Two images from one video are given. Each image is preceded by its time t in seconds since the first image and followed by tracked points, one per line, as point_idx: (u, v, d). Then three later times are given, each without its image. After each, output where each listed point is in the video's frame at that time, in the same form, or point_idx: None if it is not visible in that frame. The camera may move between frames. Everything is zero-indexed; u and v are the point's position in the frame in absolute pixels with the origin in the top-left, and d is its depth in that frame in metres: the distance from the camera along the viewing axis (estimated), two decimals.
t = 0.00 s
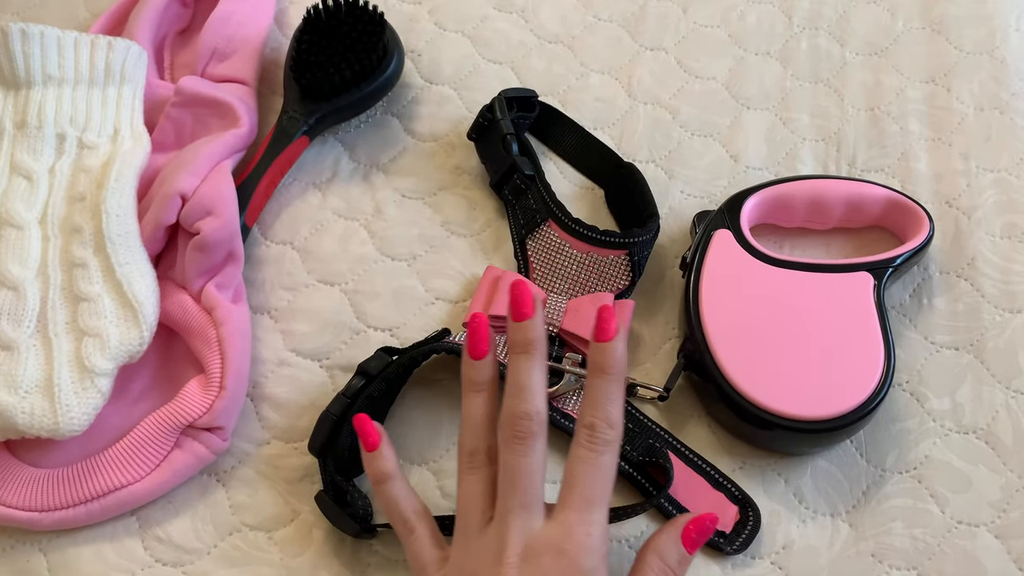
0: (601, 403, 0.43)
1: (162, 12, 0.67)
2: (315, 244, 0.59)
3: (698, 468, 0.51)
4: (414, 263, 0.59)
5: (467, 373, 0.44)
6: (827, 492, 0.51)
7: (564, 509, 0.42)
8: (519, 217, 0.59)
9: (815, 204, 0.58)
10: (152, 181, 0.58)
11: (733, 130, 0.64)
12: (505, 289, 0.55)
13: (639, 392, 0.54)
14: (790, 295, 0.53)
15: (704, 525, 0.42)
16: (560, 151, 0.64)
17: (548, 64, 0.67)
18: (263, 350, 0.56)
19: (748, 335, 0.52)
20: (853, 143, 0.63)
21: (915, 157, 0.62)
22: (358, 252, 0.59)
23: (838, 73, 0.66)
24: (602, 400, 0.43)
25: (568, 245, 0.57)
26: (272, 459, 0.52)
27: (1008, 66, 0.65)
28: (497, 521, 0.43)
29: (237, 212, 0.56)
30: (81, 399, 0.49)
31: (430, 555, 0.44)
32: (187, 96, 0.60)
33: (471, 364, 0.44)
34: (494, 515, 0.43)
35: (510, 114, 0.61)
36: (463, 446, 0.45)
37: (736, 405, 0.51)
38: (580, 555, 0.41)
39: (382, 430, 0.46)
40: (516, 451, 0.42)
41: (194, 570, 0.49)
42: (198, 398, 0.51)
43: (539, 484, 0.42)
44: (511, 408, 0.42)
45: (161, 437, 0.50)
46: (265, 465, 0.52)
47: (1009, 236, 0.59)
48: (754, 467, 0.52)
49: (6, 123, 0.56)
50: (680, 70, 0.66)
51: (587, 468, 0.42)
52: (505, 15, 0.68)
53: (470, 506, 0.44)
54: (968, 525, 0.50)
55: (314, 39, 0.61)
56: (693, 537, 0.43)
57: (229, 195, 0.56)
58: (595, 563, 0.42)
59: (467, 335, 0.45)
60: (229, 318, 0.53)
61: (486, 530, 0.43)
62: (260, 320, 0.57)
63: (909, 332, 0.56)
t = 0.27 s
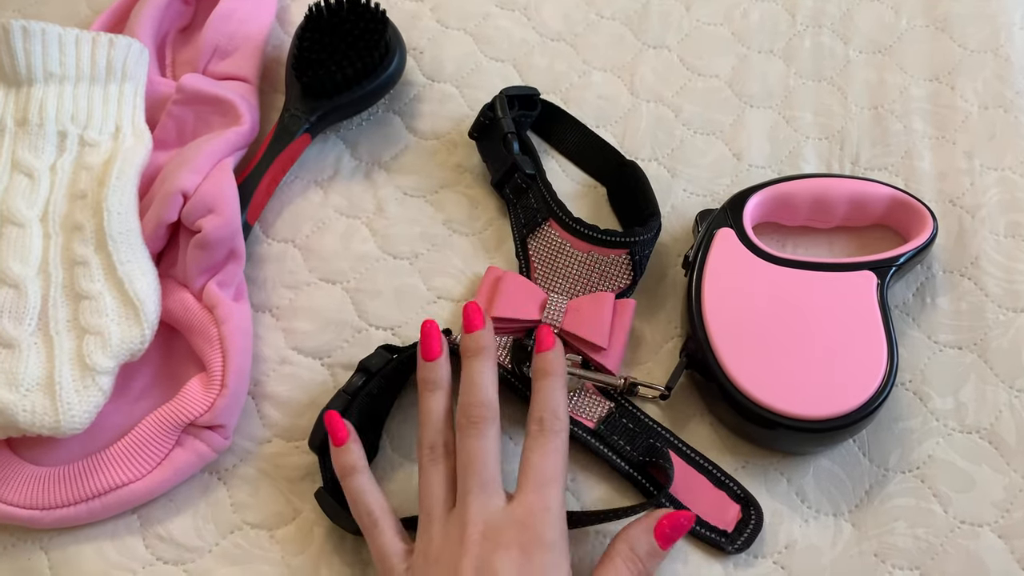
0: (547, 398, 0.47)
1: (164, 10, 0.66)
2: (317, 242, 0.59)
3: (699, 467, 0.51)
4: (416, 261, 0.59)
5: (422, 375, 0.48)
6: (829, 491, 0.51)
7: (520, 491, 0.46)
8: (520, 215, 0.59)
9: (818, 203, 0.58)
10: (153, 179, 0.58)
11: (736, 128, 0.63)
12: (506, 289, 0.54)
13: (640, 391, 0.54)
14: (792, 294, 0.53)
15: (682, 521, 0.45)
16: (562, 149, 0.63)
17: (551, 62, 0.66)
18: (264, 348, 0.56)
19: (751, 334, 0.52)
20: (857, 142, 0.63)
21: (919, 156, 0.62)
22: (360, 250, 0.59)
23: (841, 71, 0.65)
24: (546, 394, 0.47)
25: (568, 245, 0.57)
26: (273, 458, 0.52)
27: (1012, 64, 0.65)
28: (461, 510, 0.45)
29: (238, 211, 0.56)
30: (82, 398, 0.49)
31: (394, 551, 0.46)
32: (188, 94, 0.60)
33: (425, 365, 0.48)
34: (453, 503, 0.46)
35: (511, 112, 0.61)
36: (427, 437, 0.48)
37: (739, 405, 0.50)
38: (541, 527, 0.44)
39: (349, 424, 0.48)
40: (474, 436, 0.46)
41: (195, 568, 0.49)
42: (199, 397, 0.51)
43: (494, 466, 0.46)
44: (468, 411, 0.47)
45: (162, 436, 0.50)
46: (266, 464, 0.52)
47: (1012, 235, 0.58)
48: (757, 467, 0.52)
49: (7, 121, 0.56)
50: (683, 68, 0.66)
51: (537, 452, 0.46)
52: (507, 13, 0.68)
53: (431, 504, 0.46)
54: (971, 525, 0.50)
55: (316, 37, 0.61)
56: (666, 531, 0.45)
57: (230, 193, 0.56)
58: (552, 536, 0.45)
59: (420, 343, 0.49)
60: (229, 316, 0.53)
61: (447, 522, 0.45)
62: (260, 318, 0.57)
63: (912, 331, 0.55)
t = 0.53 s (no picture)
0: (546, 345, 0.35)
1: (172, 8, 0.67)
2: (324, 239, 0.59)
3: (704, 464, 0.52)
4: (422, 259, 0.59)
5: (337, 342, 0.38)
6: (834, 490, 0.51)
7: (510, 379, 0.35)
8: (526, 213, 0.59)
9: (824, 202, 0.58)
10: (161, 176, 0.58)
11: (742, 127, 0.64)
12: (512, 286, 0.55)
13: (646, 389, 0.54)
14: (798, 292, 0.53)
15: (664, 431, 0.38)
16: (568, 146, 0.64)
17: (557, 61, 0.67)
18: (272, 345, 0.56)
19: (756, 333, 0.52)
20: (862, 141, 0.63)
21: (925, 155, 0.62)
22: (367, 247, 0.59)
23: (847, 70, 0.65)
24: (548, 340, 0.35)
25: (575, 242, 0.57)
26: (281, 454, 0.53)
27: (1019, 63, 0.65)
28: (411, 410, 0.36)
29: (246, 208, 0.56)
30: (92, 393, 0.49)
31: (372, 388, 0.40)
32: (196, 91, 0.60)
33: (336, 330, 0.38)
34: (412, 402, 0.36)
35: (518, 110, 0.61)
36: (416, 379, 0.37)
37: (744, 403, 0.51)
38: (517, 421, 0.34)
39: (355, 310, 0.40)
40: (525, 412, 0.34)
41: (203, 563, 0.49)
42: (207, 392, 0.51)
43: (540, 463, 0.34)
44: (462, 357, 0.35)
45: (171, 431, 0.51)
46: (273, 459, 0.52)
47: (1018, 235, 0.59)
48: (762, 465, 0.52)
49: (16, 118, 0.57)
50: (689, 66, 0.66)
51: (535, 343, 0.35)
52: (514, 11, 0.68)
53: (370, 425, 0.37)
54: (976, 523, 0.50)
55: (323, 34, 0.61)
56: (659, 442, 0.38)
57: (237, 190, 0.56)
58: (532, 433, 0.34)
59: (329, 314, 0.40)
60: (237, 312, 0.53)
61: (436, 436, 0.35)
62: (268, 315, 0.57)
63: (917, 330, 0.56)
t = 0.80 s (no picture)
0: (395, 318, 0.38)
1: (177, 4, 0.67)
2: (328, 235, 0.60)
3: (705, 459, 0.52)
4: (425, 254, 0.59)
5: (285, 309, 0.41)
6: (835, 486, 0.51)
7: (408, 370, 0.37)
8: (529, 209, 0.59)
9: (826, 199, 0.58)
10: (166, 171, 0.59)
11: (745, 124, 0.64)
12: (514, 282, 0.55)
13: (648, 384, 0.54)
14: (800, 289, 0.53)
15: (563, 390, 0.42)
16: (571, 143, 0.64)
17: (561, 58, 0.67)
18: (276, 339, 0.56)
19: (757, 329, 0.52)
20: (865, 138, 0.63)
21: (927, 152, 0.62)
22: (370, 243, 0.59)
23: (850, 68, 0.65)
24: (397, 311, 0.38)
25: (577, 238, 0.58)
26: (285, 447, 0.53)
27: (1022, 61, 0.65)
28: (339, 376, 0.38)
29: (251, 204, 0.57)
30: (97, 386, 0.49)
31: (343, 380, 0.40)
32: (201, 87, 0.61)
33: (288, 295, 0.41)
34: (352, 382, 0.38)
35: (521, 107, 0.62)
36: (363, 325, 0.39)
37: (746, 399, 0.51)
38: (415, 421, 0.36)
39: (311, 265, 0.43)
40: (437, 403, 0.36)
41: (207, 556, 0.50)
42: (212, 386, 0.51)
43: (449, 452, 0.36)
44: (398, 279, 0.39)
45: (176, 424, 0.51)
46: (277, 453, 0.53)
47: (1020, 232, 0.59)
48: (763, 460, 0.52)
49: (23, 114, 0.57)
50: (692, 63, 0.66)
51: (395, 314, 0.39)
52: (518, 8, 0.69)
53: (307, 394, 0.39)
54: (976, 519, 0.50)
55: (328, 31, 0.62)
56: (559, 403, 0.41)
57: (243, 186, 0.56)
58: (437, 423, 0.36)
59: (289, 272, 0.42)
60: (243, 307, 0.54)
61: (348, 413, 0.37)
62: (272, 310, 0.57)
63: (919, 327, 0.56)
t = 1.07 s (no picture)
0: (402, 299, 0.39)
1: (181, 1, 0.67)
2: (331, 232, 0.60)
3: (709, 459, 0.52)
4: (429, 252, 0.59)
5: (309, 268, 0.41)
6: (840, 485, 0.51)
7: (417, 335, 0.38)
8: (533, 207, 0.59)
9: (831, 198, 0.58)
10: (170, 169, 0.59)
11: (750, 122, 0.63)
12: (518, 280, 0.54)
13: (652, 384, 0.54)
14: (804, 288, 0.53)
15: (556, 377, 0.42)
16: (576, 141, 0.64)
17: (564, 56, 0.67)
18: (279, 337, 0.56)
19: (761, 327, 0.52)
20: (870, 137, 0.63)
21: (933, 151, 0.62)
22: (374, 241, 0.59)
23: (856, 66, 0.65)
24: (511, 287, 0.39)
25: (581, 236, 0.57)
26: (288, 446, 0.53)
27: None
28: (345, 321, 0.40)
29: (254, 201, 0.56)
30: (100, 384, 0.49)
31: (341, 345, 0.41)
32: (205, 85, 0.61)
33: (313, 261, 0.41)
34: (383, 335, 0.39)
35: (525, 104, 0.61)
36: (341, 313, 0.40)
37: (750, 398, 0.51)
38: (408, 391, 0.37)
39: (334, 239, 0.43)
40: (432, 365, 0.37)
41: (210, 554, 0.50)
42: (214, 384, 0.51)
43: (435, 418, 0.37)
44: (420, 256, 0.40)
45: (178, 422, 0.51)
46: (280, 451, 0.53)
47: None
48: (767, 460, 0.52)
49: (27, 111, 0.57)
50: (697, 61, 0.66)
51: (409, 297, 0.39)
52: (521, 6, 0.68)
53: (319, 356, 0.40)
54: (981, 519, 0.50)
55: (332, 28, 0.62)
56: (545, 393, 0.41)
57: (246, 183, 0.56)
58: (431, 384, 0.37)
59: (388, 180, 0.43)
60: (245, 305, 0.54)
61: (347, 369, 0.38)
62: (275, 308, 0.57)
63: (924, 326, 0.55)
